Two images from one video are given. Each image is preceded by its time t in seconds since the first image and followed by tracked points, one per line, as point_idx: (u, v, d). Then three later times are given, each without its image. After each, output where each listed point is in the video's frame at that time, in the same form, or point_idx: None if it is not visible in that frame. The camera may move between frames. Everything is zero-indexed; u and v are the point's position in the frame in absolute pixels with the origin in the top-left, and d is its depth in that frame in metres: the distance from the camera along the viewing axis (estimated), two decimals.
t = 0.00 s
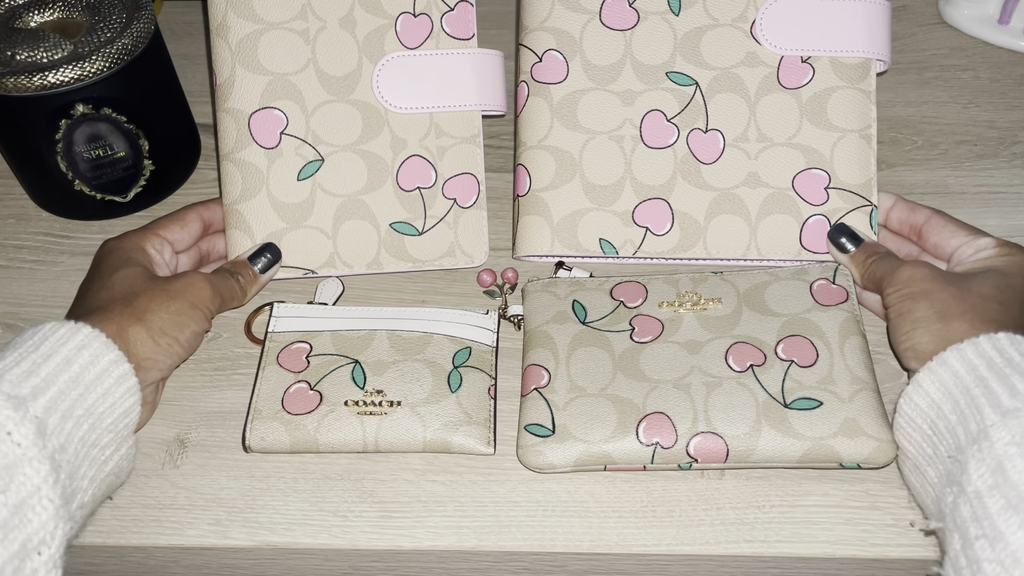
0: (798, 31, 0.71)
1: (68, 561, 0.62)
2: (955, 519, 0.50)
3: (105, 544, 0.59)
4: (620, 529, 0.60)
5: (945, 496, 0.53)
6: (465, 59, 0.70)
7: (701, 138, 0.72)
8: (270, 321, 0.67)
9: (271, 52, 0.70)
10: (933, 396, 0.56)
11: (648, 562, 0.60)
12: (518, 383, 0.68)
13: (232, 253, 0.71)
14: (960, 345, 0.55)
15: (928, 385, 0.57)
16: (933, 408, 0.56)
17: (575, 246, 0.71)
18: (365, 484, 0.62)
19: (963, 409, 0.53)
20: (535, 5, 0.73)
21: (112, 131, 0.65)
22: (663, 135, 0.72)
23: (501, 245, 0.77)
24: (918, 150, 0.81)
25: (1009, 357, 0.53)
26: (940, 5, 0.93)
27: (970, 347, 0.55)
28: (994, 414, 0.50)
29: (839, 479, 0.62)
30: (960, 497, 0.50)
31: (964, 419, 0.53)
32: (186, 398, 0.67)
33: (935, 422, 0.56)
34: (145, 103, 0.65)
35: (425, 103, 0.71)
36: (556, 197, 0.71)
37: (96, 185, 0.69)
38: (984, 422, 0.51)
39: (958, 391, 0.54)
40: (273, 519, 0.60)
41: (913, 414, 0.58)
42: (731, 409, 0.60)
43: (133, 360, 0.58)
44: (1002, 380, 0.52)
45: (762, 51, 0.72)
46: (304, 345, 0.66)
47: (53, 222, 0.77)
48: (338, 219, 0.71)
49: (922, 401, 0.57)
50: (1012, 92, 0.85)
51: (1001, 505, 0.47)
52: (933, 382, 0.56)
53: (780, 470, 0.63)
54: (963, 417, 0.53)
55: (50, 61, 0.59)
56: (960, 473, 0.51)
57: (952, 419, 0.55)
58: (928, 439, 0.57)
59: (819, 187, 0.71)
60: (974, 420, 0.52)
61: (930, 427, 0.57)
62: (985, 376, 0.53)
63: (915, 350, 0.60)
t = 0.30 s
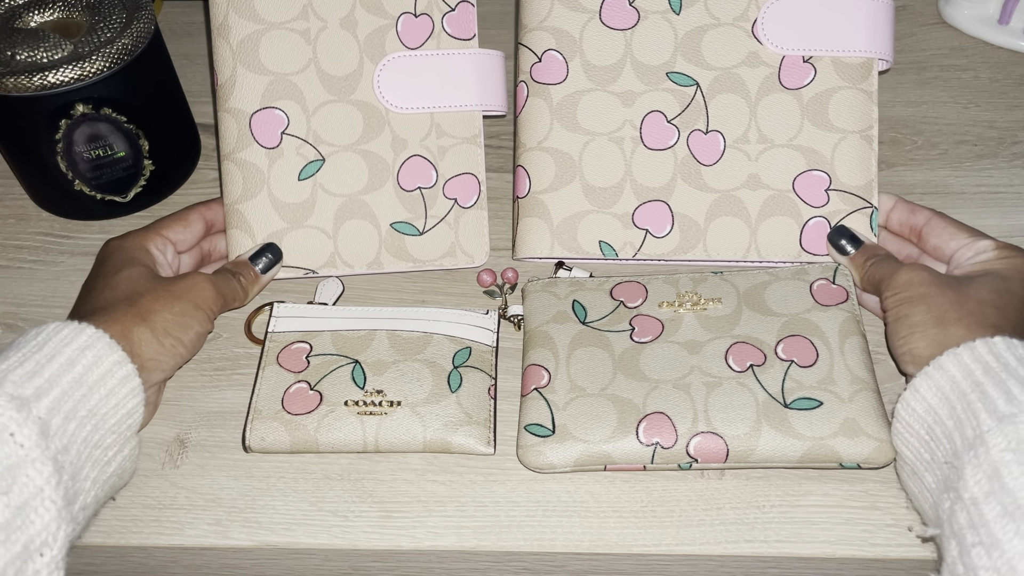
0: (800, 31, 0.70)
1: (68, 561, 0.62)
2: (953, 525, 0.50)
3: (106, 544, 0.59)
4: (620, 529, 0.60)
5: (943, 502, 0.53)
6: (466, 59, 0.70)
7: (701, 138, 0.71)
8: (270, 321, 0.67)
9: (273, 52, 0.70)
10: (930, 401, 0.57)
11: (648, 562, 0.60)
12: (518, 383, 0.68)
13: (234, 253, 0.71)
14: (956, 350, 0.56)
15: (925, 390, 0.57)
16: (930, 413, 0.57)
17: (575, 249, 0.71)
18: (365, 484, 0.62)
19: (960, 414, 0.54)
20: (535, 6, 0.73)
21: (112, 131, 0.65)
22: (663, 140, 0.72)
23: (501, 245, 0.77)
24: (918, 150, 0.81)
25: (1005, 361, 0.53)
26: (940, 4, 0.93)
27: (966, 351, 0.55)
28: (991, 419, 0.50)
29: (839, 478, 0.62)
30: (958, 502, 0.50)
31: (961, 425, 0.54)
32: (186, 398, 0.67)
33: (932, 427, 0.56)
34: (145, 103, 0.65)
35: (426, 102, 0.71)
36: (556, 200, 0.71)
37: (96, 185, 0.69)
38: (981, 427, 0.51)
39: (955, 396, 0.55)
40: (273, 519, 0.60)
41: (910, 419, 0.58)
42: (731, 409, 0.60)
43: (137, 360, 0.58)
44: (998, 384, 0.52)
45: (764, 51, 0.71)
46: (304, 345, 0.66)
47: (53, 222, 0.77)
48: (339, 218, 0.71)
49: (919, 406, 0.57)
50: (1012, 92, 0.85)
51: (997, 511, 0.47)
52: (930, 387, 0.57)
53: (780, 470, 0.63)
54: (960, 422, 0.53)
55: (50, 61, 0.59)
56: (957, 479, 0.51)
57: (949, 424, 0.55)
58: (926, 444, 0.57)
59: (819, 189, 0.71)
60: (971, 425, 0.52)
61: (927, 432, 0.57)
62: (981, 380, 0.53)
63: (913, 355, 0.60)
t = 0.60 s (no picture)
0: (796, 44, 0.72)
1: (68, 561, 0.62)
2: (960, 512, 0.50)
3: (106, 543, 0.59)
4: (620, 529, 0.60)
5: (949, 489, 0.53)
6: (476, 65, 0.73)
7: (702, 138, 0.72)
8: (270, 321, 0.67)
9: (289, 53, 0.72)
10: (937, 388, 0.56)
11: (648, 562, 0.60)
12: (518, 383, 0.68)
13: (237, 237, 0.70)
14: (963, 338, 0.55)
15: (932, 378, 0.56)
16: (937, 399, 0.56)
17: (575, 236, 0.69)
18: (365, 484, 0.62)
19: (968, 399, 0.53)
20: (545, 14, 0.75)
21: (112, 131, 0.65)
22: (665, 134, 0.72)
23: (501, 246, 0.77)
24: (918, 150, 0.81)
25: (1014, 346, 0.53)
26: (940, 4, 0.92)
27: (974, 339, 0.54)
28: (999, 406, 0.50)
29: (839, 479, 0.62)
30: (965, 489, 0.50)
31: (969, 409, 0.53)
32: (185, 397, 0.67)
33: (939, 414, 0.56)
34: (144, 103, 0.65)
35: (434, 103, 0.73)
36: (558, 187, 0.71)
37: (96, 185, 0.69)
38: (990, 412, 0.51)
39: (962, 382, 0.54)
40: (273, 519, 0.60)
41: (918, 407, 0.58)
42: (731, 409, 0.60)
43: (130, 321, 0.59)
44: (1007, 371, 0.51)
45: (763, 60, 0.73)
46: (304, 345, 0.66)
47: (53, 223, 0.77)
48: (344, 208, 0.71)
49: (927, 394, 0.57)
50: (1012, 92, 0.85)
51: (1005, 497, 0.47)
52: (937, 374, 0.56)
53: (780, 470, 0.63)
54: (967, 409, 0.53)
55: (50, 61, 0.59)
56: (964, 466, 0.51)
57: (956, 410, 0.54)
58: (933, 432, 0.57)
59: (817, 190, 0.71)
60: (979, 411, 0.52)
61: (935, 420, 0.57)
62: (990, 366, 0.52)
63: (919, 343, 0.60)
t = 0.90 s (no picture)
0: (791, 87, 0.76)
1: (68, 561, 0.62)
2: (987, 482, 0.50)
3: (106, 543, 0.59)
4: (620, 529, 0.60)
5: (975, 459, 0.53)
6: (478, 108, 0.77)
7: (704, 149, 0.72)
8: (270, 321, 0.67)
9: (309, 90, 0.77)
10: (963, 358, 0.56)
11: (648, 562, 0.60)
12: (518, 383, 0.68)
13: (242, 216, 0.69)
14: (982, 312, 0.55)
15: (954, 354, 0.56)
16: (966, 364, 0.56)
17: (577, 219, 0.68)
18: (365, 484, 0.62)
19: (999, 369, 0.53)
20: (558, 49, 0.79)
21: (112, 131, 0.65)
22: (667, 143, 0.72)
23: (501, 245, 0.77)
24: (918, 150, 0.81)
25: None
26: (940, 5, 0.93)
27: (1003, 309, 0.54)
28: None
29: (839, 479, 0.62)
30: (993, 459, 0.50)
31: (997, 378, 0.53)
32: (185, 397, 0.67)
33: (965, 385, 0.56)
34: (144, 103, 0.65)
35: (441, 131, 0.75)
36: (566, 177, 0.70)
37: (96, 185, 0.69)
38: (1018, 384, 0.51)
39: (991, 352, 0.54)
40: (273, 519, 0.60)
41: (943, 377, 0.57)
42: (732, 409, 0.60)
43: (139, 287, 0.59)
44: None
45: (761, 94, 0.76)
46: (304, 345, 0.66)
47: (54, 223, 0.77)
48: (352, 195, 0.70)
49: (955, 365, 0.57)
50: (1012, 92, 0.85)
51: None
52: (964, 345, 0.56)
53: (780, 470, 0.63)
54: (997, 379, 0.53)
55: (50, 61, 0.59)
56: (993, 437, 0.51)
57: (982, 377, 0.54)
58: (958, 403, 0.57)
59: (817, 196, 0.70)
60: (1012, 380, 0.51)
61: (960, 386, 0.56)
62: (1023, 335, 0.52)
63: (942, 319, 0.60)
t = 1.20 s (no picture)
0: (791, 104, 0.76)
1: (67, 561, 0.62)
2: (1000, 490, 0.41)
3: (105, 543, 0.59)
4: (620, 529, 0.60)
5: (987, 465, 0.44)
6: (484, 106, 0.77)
7: (707, 156, 0.72)
8: (270, 321, 0.67)
9: (317, 98, 0.77)
10: (958, 348, 0.48)
11: (648, 562, 0.60)
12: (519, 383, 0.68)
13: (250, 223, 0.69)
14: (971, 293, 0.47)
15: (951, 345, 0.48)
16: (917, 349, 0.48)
17: (582, 214, 0.68)
18: (364, 484, 0.62)
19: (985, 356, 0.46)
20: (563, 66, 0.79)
21: (112, 131, 0.65)
22: (671, 150, 0.72)
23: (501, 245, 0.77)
24: (918, 150, 0.81)
25: None
26: (939, 5, 0.93)
27: (987, 289, 0.46)
28: None
29: (839, 479, 0.62)
30: (1003, 466, 0.41)
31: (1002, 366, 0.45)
32: (186, 398, 0.67)
33: (967, 378, 0.48)
34: (144, 103, 0.65)
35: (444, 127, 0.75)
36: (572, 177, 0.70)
37: (97, 185, 0.69)
38: (1020, 377, 0.43)
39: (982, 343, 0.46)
40: (273, 519, 0.60)
41: (941, 369, 0.49)
42: (732, 409, 0.60)
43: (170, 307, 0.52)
44: None
45: (761, 110, 0.76)
46: (304, 345, 0.66)
47: (54, 223, 0.77)
48: (355, 198, 0.70)
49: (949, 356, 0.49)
50: (1012, 92, 0.85)
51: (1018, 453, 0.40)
52: (956, 334, 0.48)
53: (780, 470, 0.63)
54: (993, 374, 0.45)
55: (50, 61, 0.59)
56: (1000, 439, 0.42)
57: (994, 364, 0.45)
58: (963, 397, 0.49)
59: (818, 202, 0.70)
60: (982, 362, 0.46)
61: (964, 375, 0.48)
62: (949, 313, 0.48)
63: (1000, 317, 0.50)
